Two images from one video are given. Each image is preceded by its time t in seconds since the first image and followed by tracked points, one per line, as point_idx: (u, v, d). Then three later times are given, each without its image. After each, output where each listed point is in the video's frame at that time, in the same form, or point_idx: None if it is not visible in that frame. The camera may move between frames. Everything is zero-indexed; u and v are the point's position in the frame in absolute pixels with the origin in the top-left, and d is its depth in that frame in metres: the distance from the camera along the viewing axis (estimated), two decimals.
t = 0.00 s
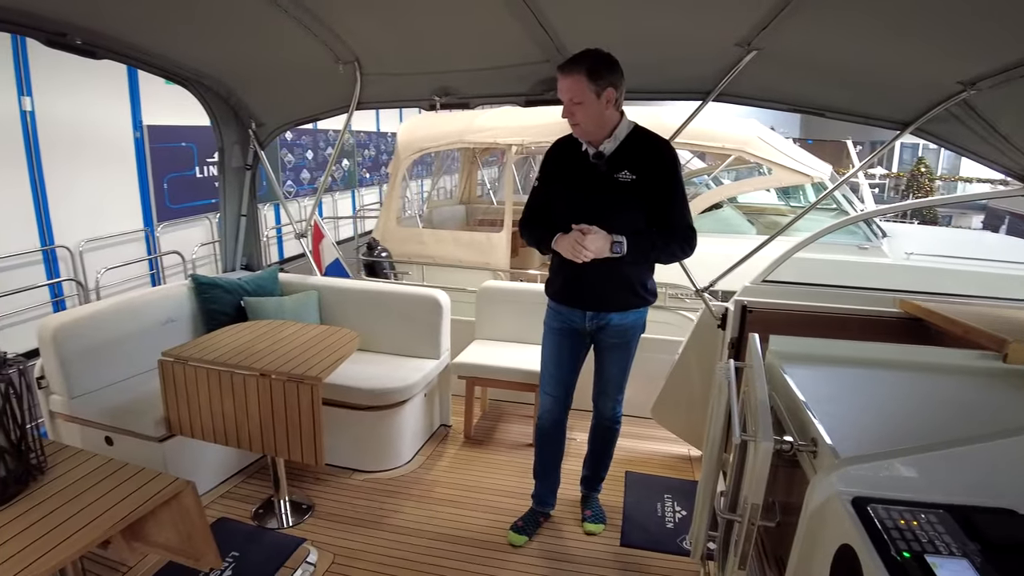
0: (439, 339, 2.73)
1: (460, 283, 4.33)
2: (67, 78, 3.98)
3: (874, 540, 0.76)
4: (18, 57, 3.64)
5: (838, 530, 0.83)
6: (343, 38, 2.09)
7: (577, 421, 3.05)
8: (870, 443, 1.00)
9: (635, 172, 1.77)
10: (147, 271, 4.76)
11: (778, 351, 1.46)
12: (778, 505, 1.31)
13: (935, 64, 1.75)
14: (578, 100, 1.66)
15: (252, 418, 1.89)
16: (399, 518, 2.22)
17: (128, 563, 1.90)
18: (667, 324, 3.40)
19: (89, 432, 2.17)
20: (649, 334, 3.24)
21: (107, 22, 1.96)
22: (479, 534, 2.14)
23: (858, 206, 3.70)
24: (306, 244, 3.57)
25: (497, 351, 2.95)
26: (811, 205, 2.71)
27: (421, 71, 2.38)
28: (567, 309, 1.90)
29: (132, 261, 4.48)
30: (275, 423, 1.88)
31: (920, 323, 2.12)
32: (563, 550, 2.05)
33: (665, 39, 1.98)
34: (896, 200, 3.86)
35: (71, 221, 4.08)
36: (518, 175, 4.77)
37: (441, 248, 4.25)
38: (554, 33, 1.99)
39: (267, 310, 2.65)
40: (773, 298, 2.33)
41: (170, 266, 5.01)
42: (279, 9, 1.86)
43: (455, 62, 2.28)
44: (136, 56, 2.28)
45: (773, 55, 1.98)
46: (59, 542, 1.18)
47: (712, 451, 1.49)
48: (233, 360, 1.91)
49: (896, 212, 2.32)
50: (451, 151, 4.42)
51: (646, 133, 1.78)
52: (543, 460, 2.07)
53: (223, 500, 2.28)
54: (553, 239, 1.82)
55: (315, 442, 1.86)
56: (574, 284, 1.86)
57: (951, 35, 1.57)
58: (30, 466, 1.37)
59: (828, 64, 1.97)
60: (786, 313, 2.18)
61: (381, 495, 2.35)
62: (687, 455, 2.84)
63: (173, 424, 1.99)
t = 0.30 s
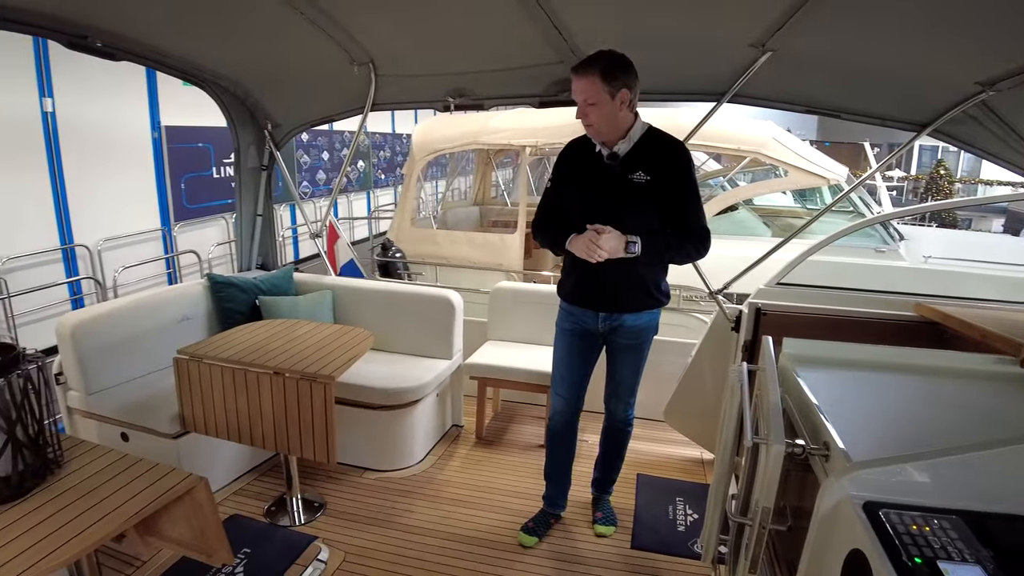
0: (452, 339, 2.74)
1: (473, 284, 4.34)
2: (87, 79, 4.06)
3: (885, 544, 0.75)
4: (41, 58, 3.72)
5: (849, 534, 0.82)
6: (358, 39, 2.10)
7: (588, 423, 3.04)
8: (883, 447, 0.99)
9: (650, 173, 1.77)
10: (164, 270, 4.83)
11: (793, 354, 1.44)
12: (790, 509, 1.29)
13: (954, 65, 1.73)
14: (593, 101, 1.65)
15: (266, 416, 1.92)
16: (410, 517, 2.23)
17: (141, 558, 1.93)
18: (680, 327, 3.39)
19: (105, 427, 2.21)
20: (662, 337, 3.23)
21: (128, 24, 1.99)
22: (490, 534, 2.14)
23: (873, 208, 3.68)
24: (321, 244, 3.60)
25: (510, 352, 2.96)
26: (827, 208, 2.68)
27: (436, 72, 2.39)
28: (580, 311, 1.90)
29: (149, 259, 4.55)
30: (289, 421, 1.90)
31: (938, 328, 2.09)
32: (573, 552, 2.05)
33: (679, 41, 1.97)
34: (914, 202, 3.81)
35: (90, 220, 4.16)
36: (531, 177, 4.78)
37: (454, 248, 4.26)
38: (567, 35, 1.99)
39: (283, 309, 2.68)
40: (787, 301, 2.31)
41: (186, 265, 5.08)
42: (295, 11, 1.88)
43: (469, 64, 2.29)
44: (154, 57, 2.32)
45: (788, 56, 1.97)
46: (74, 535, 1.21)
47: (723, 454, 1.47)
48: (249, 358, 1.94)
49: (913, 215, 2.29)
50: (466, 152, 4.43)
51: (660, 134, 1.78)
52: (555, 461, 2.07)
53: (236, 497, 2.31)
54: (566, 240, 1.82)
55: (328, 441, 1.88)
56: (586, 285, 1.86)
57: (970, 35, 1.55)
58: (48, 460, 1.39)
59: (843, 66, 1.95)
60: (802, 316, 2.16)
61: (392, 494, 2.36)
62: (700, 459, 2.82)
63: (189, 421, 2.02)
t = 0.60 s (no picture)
0: (463, 340, 2.75)
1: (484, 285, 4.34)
2: (104, 81, 4.12)
3: (898, 550, 0.74)
4: (57, 60, 3.78)
5: (861, 540, 0.81)
6: (371, 41, 2.12)
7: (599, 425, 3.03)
8: (896, 450, 0.98)
9: (662, 174, 1.76)
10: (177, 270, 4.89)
11: (805, 357, 1.43)
12: (802, 513, 1.28)
13: (971, 66, 1.71)
14: (615, 99, 1.64)
15: (278, 415, 1.93)
16: (420, 517, 2.23)
17: (153, 555, 1.95)
18: (692, 329, 3.37)
19: (119, 425, 2.24)
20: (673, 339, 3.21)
21: (144, 25, 2.02)
22: (499, 535, 2.14)
23: (886, 210, 3.65)
24: (334, 245, 3.63)
25: (521, 353, 2.96)
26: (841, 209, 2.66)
27: (448, 74, 2.40)
28: (591, 313, 1.90)
29: (163, 259, 4.60)
30: (301, 420, 1.91)
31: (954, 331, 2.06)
32: (582, 554, 2.04)
33: (691, 42, 1.96)
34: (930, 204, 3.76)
35: (105, 220, 4.22)
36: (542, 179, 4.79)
37: (466, 249, 4.24)
38: (580, 36, 1.99)
39: (295, 309, 2.70)
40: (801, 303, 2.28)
41: (200, 265, 5.13)
42: (309, 13, 1.89)
43: (481, 66, 2.30)
44: (165, 57, 2.32)
45: (803, 57, 1.95)
46: (87, 532, 1.22)
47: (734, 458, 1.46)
48: (262, 357, 1.95)
49: (929, 218, 2.26)
50: (478, 154, 4.44)
51: (673, 135, 1.77)
52: (565, 464, 2.07)
53: (247, 496, 2.33)
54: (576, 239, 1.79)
55: (339, 441, 1.88)
56: (597, 287, 1.85)
57: (987, 35, 1.53)
58: (63, 457, 1.41)
59: (858, 67, 1.93)
60: (815, 319, 2.14)
61: (402, 494, 2.37)
62: (711, 462, 2.80)
63: (202, 419, 2.04)
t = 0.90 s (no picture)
0: (472, 340, 2.75)
1: (493, 285, 4.34)
2: (118, 83, 4.17)
3: (904, 551, 0.74)
4: (72, 62, 3.84)
5: (868, 542, 0.81)
6: (382, 42, 2.13)
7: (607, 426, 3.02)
8: (904, 453, 0.97)
9: (673, 174, 1.76)
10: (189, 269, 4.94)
11: (814, 359, 1.42)
12: (810, 516, 1.27)
13: (985, 66, 1.69)
14: (642, 99, 1.64)
15: (288, 413, 1.94)
16: (427, 517, 2.24)
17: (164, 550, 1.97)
18: (701, 331, 3.36)
19: (130, 422, 2.27)
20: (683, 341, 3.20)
21: (157, 27, 2.04)
22: (506, 535, 2.14)
23: (898, 211, 3.61)
24: (344, 245, 3.65)
25: (529, 354, 2.96)
26: (852, 211, 2.64)
27: (458, 75, 2.41)
28: (601, 314, 1.90)
29: (174, 258, 4.65)
30: (310, 419, 1.93)
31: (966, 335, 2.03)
32: (589, 555, 2.04)
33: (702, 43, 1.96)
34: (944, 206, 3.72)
35: (118, 220, 4.27)
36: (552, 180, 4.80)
37: (475, 250, 4.25)
38: (590, 37, 1.99)
39: (306, 308, 2.72)
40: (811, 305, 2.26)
41: (211, 265, 5.18)
42: (320, 14, 1.91)
43: (491, 67, 2.30)
44: (177, 57, 2.35)
45: (814, 58, 1.94)
46: (98, 526, 1.24)
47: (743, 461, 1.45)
48: (273, 356, 1.97)
49: (941, 219, 2.24)
50: (488, 155, 4.44)
51: (684, 136, 1.76)
52: (572, 465, 2.07)
53: (257, 493, 2.35)
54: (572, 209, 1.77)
55: (347, 440, 1.89)
56: (607, 288, 1.85)
57: (1001, 35, 1.51)
58: (75, 452, 1.44)
59: (870, 68, 1.92)
60: (825, 321, 2.13)
61: (410, 493, 2.38)
62: (720, 464, 2.79)
63: (212, 417, 2.06)
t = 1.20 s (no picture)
0: (479, 341, 2.76)
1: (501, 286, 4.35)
2: (130, 85, 4.22)
3: (907, 552, 0.73)
4: (85, 65, 3.89)
5: (872, 543, 0.81)
6: (390, 44, 2.14)
7: (614, 427, 3.02)
8: (909, 454, 0.96)
9: (682, 179, 1.76)
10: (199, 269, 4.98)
11: (821, 361, 1.41)
12: (816, 518, 1.27)
13: (994, 67, 1.68)
14: (656, 104, 1.63)
15: (297, 414, 1.96)
16: (433, 517, 2.25)
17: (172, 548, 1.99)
18: (708, 333, 3.35)
19: (140, 420, 2.29)
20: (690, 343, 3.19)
21: (168, 29, 2.07)
22: (511, 536, 2.15)
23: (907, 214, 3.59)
24: (353, 246, 3.67)
25: (536, 354, 2.97)
26: (861, 212, 2.62)
27: (466, 76, 2.42)
28: (607, 318, 1.90)
29: (184, 258, 4.69)
30: (319, 419, 1.94)
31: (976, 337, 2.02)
32: (594, 556, 2.04)
33: (709, 44, 1.96)
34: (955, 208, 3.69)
35: (130, 221, 4.32)
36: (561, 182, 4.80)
37: (483, 251, 4.26)
38: (597, 39, 1.99)
39: (314, 308, 2.74)
40: (819, 308, 2.25)
41: (221, 265, 5.22)
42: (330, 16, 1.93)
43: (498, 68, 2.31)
44: (187, 59, 2.37)
45: (821, 59, 1.93)
46: (108, 521, 1.26)
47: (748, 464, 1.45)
48: (282, 355, 1.99)
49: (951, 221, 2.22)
50: (497, 156, 4.45)
51: (693, 141, 1.76)
52: (577, 469, 2.07)
53: (264, 492, 2.37)
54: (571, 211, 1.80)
55: (354, 440, 1.91)
56: (613, 292, 1.85)
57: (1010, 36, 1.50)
58: (85, 448, 1.46)
59: (878, 69, 1.91)
60: (833, 323, 2.11)
61: (417, 493, 2.39)
62: (727, 466, 2.78)
63: (221, 417, 2.07)
